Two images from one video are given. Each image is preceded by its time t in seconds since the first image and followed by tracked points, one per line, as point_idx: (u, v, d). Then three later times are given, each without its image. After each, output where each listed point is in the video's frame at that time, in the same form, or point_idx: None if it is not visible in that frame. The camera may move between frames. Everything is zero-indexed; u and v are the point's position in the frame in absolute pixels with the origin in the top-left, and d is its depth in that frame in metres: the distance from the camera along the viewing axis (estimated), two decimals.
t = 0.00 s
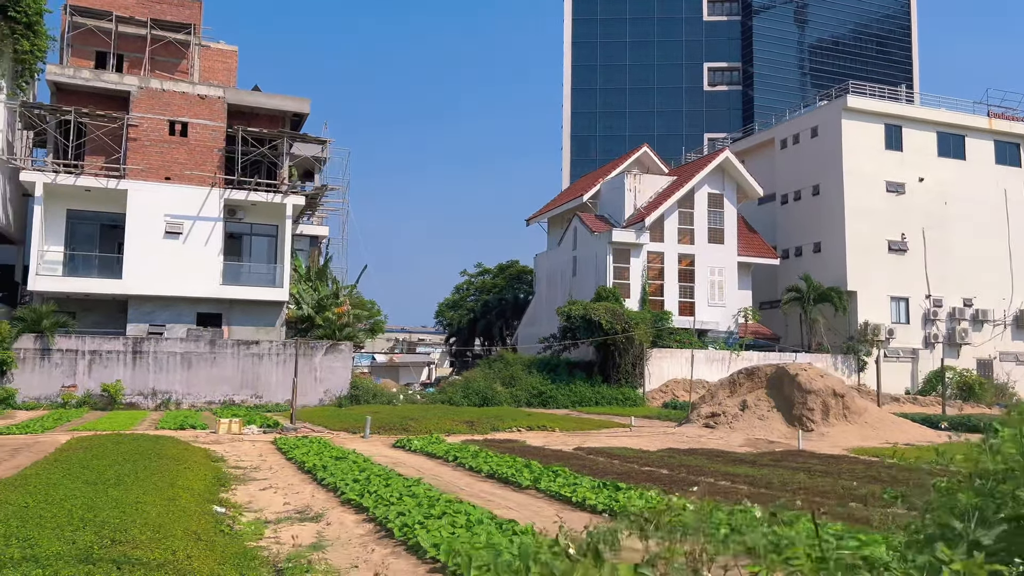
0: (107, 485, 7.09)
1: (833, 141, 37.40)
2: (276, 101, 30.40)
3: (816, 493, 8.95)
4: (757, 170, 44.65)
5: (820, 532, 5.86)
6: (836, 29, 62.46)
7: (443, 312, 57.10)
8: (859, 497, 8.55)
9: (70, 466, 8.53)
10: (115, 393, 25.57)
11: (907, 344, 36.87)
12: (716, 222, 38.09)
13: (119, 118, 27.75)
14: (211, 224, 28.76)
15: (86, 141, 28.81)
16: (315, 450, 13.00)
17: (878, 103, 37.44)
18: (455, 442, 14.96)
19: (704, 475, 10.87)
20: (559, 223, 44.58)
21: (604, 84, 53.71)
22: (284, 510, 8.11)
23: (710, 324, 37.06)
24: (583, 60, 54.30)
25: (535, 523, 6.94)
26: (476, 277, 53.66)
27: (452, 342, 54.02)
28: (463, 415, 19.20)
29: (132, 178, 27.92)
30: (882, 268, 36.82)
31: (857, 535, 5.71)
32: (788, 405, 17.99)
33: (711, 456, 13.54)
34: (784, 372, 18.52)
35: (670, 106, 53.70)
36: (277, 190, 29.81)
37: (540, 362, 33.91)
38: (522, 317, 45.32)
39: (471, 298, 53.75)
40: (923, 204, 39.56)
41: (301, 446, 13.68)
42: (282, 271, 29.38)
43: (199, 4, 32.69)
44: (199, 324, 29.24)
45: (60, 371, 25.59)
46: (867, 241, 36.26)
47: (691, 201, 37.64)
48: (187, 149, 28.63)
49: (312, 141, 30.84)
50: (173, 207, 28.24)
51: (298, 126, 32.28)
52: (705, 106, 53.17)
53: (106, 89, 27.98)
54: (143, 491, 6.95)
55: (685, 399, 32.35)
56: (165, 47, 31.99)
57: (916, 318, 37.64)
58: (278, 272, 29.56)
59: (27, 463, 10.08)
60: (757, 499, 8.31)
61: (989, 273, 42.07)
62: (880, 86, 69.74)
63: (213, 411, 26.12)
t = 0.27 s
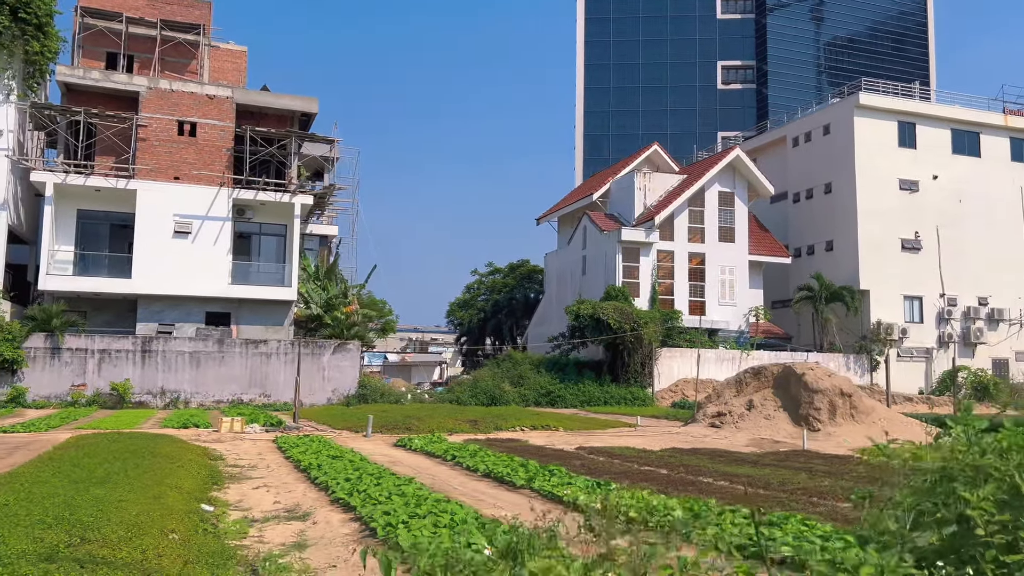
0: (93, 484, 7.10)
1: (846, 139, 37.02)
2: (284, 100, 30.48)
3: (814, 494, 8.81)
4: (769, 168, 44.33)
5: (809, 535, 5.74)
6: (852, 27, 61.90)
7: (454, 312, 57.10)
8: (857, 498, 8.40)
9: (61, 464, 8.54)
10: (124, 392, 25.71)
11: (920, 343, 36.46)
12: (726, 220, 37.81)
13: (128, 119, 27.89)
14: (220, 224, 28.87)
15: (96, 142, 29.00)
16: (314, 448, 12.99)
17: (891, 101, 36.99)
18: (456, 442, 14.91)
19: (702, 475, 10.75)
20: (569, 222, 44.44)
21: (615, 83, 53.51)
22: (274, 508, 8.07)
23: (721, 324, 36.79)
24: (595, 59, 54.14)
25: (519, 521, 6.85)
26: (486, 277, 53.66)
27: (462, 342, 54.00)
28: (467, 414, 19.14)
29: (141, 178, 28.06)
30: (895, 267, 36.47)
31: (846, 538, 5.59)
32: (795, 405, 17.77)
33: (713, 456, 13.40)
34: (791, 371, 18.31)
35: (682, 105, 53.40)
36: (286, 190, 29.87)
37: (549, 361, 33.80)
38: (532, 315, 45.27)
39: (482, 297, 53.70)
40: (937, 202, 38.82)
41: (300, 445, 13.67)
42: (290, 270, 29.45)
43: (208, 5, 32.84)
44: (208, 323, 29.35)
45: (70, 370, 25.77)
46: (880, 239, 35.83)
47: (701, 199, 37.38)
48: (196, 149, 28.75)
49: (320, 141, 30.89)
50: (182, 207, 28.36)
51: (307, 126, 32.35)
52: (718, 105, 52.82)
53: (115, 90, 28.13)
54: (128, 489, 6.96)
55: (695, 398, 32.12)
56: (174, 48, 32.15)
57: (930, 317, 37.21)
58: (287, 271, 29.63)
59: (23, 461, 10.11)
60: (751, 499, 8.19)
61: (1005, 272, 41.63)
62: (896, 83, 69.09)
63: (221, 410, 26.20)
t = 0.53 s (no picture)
0: (75, 487, 7.08)
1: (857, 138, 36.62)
2: (291, 102, 30.50)
3: (811, 499, 8.63)
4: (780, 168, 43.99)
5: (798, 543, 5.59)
6: (866, 25, 61.32)
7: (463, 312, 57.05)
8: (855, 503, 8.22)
9: (49, 467, 8.52)
10: (131, 392, 25.78)
11: (934, 344, 36.01)
12: (736, 220, 37.52)
13: (135, 120, 28.00)
14: (227, 225, 28.92)
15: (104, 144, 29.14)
16: (311, 451, 12.92)
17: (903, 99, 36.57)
18: (456, 443, 14.83)
19: (700, 478, 10.59)
20: (578, 223, 44.26)
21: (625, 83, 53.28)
22: (261, 511, 8.00)
23: (730, 325, 36.48)
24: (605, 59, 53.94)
25: (504, 525, 6.74)
26: (496, 278, 53.61)
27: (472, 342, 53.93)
28: (469, 415, 19.04)
29: (149, 179, 28.16)
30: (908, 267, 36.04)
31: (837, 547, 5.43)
32: (799, 407, 17.56)
33: (714, 459, 13.22)
34: (796, 373, 18.11)
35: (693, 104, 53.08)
36: (293, 191, 29.87)
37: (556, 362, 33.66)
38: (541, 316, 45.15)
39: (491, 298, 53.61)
40: (950, 202, 38.66)
41: (298, 446, 13.61)
42: (297, 271, 29.46)
43: (216, 7, 32.95)
44: (215, 324, 29.40)
45: (78, 371, 25.89)
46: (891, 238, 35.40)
47: (710, 199, 37.10)
48: (203, 150, 28.83)
49: (327, 142, 30.89)
50: (189, 208, 28.43)
51: (314, 127, 32.38)
52: (729, 105, 52.49)
53: (123, 92, 28.26)
54: (109, 492, 6.92)
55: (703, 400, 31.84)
56: (182, 50, 32.27)
57: (943, 317, 36.86)
58: (294, 272, 29.64)
59: (16, 462, 10.10)
60: (744, 504, 8.02)
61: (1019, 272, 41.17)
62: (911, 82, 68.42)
63: (227, 411, 26.23)
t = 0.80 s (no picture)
0: (52, 486, 7.05)
1: (865, 137, 36.28)
2: (295, 102, 30.51)
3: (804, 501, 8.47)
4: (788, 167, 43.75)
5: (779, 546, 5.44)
6: (877, 23, 60.74)
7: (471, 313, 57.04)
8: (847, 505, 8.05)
9: (34, 466, 8.50)
10: (135, 391, 25.86)
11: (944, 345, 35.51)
12: (743, 220, 37.25)
13: (140, 120, 28.08)
14: (231, 225, 28.97)
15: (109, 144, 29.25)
16: (306, 449, 12.89)
17: (912, 97, 36.18)
18: (453, 443, 14.77)
19: (694, 479, 10.45)
20: (585, 222, 44.13)
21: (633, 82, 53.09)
22: (244, 511, 7.94)
23: (737, 325, 36.19)
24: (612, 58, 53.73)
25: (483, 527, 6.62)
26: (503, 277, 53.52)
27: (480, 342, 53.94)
28: (468, 415, 18.97)
29: (153, 179, 28.23)
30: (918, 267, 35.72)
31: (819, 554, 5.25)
32: (801, 407, 17.34)
33: (712, 458, 13.08)
34: (799, 372, 17.91)
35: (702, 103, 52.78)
36: (297, 190, 29.87)
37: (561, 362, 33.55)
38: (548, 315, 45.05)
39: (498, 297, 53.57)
40: (960, 200, 38.39)
41: (293, 446, 13.60)
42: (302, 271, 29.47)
43: (222, 7, 33.02)
44: (219, 324, 29.44)
45: (82, 370, 26.00)
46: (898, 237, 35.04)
47: (717, 198, 36.86)
48: (207, 150, 28.89)
49: (331, 142, 30.90)
50: (194, 208, 28.49)
51: (319, 127, 32.39)
52: (738, 103, 52.15)
53: (128, 92, 28.35)
54: (84, 492, 6.89)
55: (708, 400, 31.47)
56: (187, 50, 32.33)
57: (953, 317, 36.67)
58: (298, 272, 29.67)
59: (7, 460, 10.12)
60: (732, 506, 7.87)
61: None
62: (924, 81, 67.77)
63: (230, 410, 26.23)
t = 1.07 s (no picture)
0: (27, 488, 7.00)
1: (871, 137, 36.01)
2: (298, 103, 30.50)
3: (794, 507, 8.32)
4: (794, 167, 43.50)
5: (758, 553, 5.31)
6: (886, 22, 60.29)
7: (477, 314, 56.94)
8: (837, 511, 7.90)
9: (16, 467, 8.46)
10: (136, 392, 25.89)
11: (950, 345, 35.36)
12: (748, 220, 37.02)
13: (142, 122, 28.13)
14: (233, 226, 28.98)
15: (112, 146, 29.32)
16: (298, 451, 12.82)
17: (919, 96, 35.88)
18: (447, 445, 14.67)
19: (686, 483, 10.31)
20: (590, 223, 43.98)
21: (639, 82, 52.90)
22: (225, 513, 7.87)
23: (742, 326, 35.93)
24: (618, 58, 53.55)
25: (463, 534, 6.59)
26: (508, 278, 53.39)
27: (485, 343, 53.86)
28: (465, 417, 18.86)
29: (156, 180, 28.28)
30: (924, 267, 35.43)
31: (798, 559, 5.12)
32: (801, 409, 17.18)
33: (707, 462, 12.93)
34: (799, 374, 17.77)
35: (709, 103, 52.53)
36: (299, 191, 29.84)
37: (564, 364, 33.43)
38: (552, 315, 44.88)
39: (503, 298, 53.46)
40: (968, 200, 38.00)
41: (285, 447, 13.53)
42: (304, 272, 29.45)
43: (225, 9, 33.04)
44: (221, 325, 29.45)
45: (84, 371, 26.07)
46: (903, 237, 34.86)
47: (721, 198, 36.64)
48: (209, 151, 28.92)
49: (333, 143, 30.87)
50: (196, 209, 28.52)
51: (322, 128, 32.38)
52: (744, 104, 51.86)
53: (131, 94, 28.41)
54: (60, 496, 6.83)
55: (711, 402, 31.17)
56: (190, 52, 32.35)
57: (960, 318, 36.43)
58: (301, 273, 29.66)
59: None
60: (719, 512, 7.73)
61: None
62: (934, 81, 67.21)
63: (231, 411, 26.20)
